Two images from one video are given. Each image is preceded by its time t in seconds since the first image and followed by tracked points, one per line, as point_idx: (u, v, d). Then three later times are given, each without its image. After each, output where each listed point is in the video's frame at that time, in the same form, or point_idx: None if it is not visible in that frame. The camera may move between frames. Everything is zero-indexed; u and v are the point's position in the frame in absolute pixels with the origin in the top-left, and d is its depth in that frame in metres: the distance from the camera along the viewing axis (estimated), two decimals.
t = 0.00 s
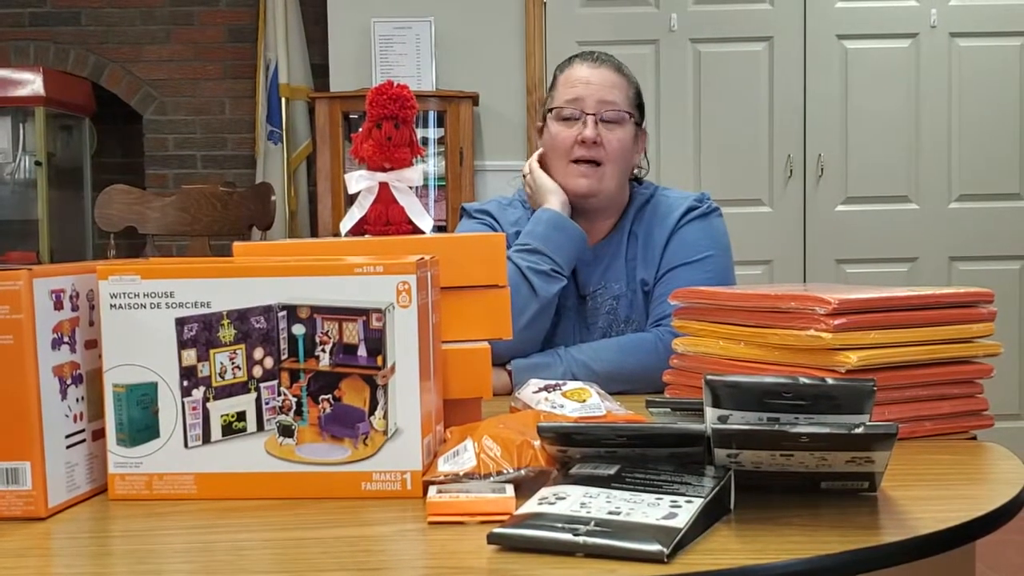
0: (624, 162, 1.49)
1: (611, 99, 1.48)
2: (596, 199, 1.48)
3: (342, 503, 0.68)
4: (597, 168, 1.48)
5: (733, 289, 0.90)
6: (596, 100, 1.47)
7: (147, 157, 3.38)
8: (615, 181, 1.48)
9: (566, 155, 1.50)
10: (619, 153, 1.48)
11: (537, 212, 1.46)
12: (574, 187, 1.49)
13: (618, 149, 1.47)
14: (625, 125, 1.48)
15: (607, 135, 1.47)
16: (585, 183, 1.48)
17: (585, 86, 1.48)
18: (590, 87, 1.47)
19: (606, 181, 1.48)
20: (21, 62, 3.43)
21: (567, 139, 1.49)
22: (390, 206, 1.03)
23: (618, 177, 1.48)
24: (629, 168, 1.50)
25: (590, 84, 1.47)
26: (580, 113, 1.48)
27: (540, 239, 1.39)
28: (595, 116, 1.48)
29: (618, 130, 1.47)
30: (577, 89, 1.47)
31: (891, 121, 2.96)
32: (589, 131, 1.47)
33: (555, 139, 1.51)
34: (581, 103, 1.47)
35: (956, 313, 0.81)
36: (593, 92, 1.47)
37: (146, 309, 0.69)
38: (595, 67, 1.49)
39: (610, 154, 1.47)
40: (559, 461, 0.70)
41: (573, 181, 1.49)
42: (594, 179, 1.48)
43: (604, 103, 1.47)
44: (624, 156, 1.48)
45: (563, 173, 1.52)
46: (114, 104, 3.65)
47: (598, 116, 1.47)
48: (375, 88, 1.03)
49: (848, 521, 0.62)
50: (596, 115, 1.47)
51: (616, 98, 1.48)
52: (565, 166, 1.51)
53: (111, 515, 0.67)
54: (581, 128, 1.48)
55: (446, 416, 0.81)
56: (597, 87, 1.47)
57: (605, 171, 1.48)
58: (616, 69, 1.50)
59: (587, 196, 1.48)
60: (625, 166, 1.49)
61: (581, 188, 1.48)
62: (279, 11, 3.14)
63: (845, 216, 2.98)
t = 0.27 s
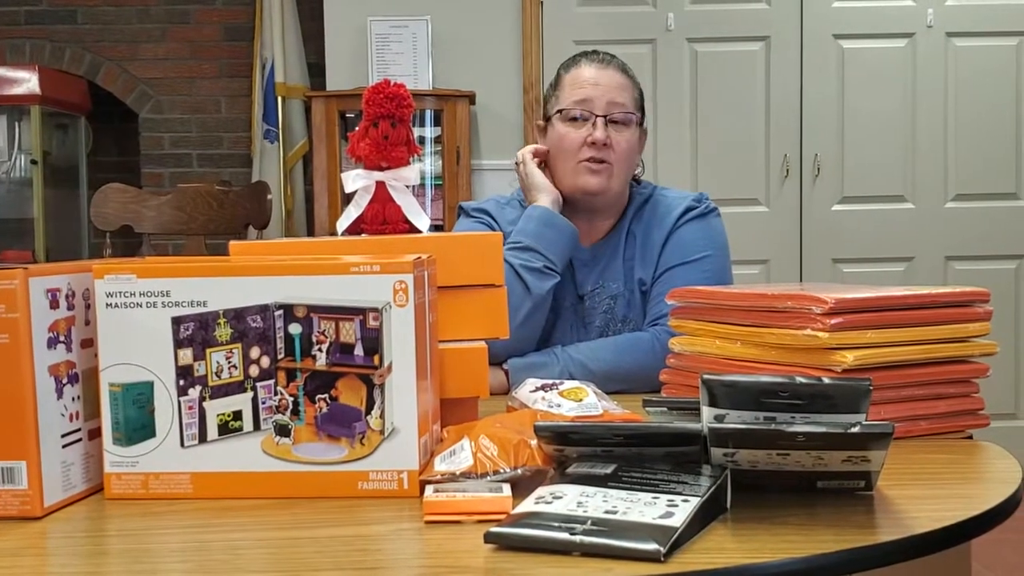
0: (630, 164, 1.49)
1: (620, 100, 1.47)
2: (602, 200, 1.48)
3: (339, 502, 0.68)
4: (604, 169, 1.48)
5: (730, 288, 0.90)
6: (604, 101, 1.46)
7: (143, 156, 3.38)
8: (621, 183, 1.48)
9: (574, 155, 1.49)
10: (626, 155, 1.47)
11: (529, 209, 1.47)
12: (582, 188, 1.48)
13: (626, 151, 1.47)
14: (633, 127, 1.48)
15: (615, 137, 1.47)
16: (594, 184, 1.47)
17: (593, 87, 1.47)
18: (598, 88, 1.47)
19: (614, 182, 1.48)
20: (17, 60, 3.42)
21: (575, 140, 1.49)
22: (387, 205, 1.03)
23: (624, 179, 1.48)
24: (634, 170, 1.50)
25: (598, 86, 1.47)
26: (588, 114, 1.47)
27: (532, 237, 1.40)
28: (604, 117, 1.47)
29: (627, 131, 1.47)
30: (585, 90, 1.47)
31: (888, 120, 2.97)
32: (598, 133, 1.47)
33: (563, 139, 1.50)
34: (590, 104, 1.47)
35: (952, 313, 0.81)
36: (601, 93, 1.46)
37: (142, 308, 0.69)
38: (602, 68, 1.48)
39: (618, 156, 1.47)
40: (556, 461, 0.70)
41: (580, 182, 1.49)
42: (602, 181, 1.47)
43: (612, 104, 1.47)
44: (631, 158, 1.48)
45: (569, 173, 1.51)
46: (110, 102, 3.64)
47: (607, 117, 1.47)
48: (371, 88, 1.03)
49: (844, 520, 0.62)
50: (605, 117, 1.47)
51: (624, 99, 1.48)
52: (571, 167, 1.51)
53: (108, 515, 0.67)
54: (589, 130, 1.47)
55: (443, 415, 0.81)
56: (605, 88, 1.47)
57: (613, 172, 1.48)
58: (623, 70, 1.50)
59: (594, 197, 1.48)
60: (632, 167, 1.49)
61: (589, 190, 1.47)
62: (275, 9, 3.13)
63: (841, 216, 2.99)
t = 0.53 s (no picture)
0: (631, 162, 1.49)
1: (619, 99, 1.47)
2: (603, 200, 1.47)
3: (333, 500, 0.68)
4: (605, 168, 1.47)
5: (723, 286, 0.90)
6: (604, 99, 1.46)
7: (136, 154, 3.37)
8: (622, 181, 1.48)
9: (574, 154, 1.49)
10: (626, 154, 1.47)
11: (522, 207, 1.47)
12: (583, 188, 1.47)
13: (626, 150, 1.47)
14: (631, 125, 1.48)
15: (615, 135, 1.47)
16: (595, 184, 1.46)
17: (592, 85, 1.47)
18: (598, 87, 1.47)
19: (615, 181, 1.47)
20: (9, 58, 3.41)
21: (576, 139, 1.48)
22: (381, 203, 1.02)
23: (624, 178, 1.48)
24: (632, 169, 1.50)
25: (597, 84, 1.47)
26: (588, 112, 1.47)
27: (524, 235, 1.40)
28: (603, 115, 1.47)
29: (626, 129, 1.47)
30: (585, 89, 1.47)
31: (881, 119, 2.97)
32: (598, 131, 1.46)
33: (563, 138, 1.50)
34: (590, 102, 1.47)
35: (945, 310, 0.82)
36: (601, 91, 1.46)
37: (135, 307, 0.69)
38: (601, 67, 1.49)
39: (618, 155, 1.47)
40: (550, 459, 0.70)
41: (581, 182, 1.48)
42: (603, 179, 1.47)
43: (611, 103, 1.47)
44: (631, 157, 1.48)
45: (570, 173, 1.50)
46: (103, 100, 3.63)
47: (606, 116, 1.47)
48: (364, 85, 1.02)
49: (838, 518, 0.62)
50: (604, 116, 1.47)
51: (623, 98, 1.48)
52: (572, 167, 1.50)
53: (101, 514, 0.67)
54: (589, 129, 1.47)
55: (436, 413, 0.81)
56: (604, 87, 1.47)
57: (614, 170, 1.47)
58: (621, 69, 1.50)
59: (595, 197, 1.47)
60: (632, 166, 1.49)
61: (591, 189, 1.46)
62: (269, 6, 3.12)
63: (835, 214, 2.99)
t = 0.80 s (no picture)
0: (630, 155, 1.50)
1: (616, 93, 1.51)
2: (608, 191, 1.47)
3: (327, 499, 0.68)
4: (608, 160, 1.48)
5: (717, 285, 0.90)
6: (603, 92, 1.49)
7: (130, 152, 3.36)
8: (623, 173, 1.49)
9: (575, 148, 1.49)
10: (627, 146, 1.49)
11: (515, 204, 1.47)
12: (588, 180, 1.47)
13: (626, 142, 1.49)
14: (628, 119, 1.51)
15: (615, 127, 1.49)
16: (600, 175, 1.46)
17: (589, 79, 1.50)
18: (596, 81, 1.50)
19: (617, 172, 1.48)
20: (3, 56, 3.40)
21: (578, 133, 1.49)
22: (376, 201, 1.02)
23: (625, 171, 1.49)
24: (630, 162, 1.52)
25: (595, 78, 1.50)
26: (588, 106, 1.49)
27: (516, 232, 1.40)
28: (603, 108, 1.49)
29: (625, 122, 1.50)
30: (583, 83, 1.49)
31: (876, 116, 2.98)
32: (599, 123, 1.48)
33: (565, 133, 1.50)
34: (589, 96, 1.49)
35: (938, 308, 0.82)
36: (599, 85, 1.49)
37: (129, 305, 0.69)
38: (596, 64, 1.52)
39: (620, 147, 1.48)
40: (545, 457, 0.70)
41: (585, 174, 1.48)
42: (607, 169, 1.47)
43: (609, 96, 1.50)
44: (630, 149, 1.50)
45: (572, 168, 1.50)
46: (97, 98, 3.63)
47: (606, 108, 1.49)
48: (359, 83, 1.03)
49: (833, 516, 0.62)
50: (604, 108, 1.49)
51: (619, 91, 1.51)
52: (574, 161, 1.50)
53: (95, 512, 0.67)
54: (590, 121, 1.49)
55: (431, 412, 0.82)
56: (602, 80, 1.50)
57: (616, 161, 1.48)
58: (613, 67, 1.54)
59: (599, 189, 1.47)
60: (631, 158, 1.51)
61: (596, 180, 1.46)
62: (262, 4, 3.12)
63: (829, 212, 3.00)
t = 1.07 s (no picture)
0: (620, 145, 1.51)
1: (601, 86, 1.53)
2: (600, 179, 1.47)
3: (317, 498, 0.68)
4: (599, 149, 1.48)
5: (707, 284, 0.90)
6: (587, 85, 1.52)
7: (120, 151, 3.35)
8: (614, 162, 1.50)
9: (564, 142, 1.50)
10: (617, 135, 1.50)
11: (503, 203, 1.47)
12: (580, 168, 1.47)
13: (617, 131, 1.50)
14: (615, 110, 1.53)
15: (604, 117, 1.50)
16: (592, 162, 1.46)
17: (574, 74, 1.53)
18: (580, 75, 1.53)
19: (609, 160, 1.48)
20: None
21: (567, 126, 1.50)
22: (366, 201, 1.02)
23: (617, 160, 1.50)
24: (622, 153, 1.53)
25: (579, 73, 1.53)
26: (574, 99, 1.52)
27: (505, 231, 1.40)
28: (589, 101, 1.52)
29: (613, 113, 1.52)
30: (568, 78, 1.53)
31: (865, 117, 2.99)
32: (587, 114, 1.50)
33: (554, 128, 1.51)
34: (574, 90, 1.52)
35: (927, 308, 0.82)
36: (583, 78, 1.52)
37: (119, 304, 0.69)
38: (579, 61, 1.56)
39: (611, 135, 1.49)
40: (535, 456, 0.69)
41: (576, 165, 1.48)
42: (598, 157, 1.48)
43: (594, 88, 1.53)
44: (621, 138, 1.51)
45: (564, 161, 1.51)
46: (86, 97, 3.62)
47: (592, 100, 1.52)
48: (350, 83, 1.03)
49: (823, 516, 0.62)
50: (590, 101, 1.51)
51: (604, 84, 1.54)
52: (565, 154, 1.51)
53: (84, 512, 0.67)
54: (578, 114, 1.50)
55: (423, 411, 0.81)
56: (585, 74, 1.53)
57: (607, 150, 1.49)
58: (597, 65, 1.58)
59: (591, 177, 1.47)
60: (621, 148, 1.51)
61: (587, 168, 1.46)
62: (253, 3, 3.12)
63: (818, 213, 3.01)
